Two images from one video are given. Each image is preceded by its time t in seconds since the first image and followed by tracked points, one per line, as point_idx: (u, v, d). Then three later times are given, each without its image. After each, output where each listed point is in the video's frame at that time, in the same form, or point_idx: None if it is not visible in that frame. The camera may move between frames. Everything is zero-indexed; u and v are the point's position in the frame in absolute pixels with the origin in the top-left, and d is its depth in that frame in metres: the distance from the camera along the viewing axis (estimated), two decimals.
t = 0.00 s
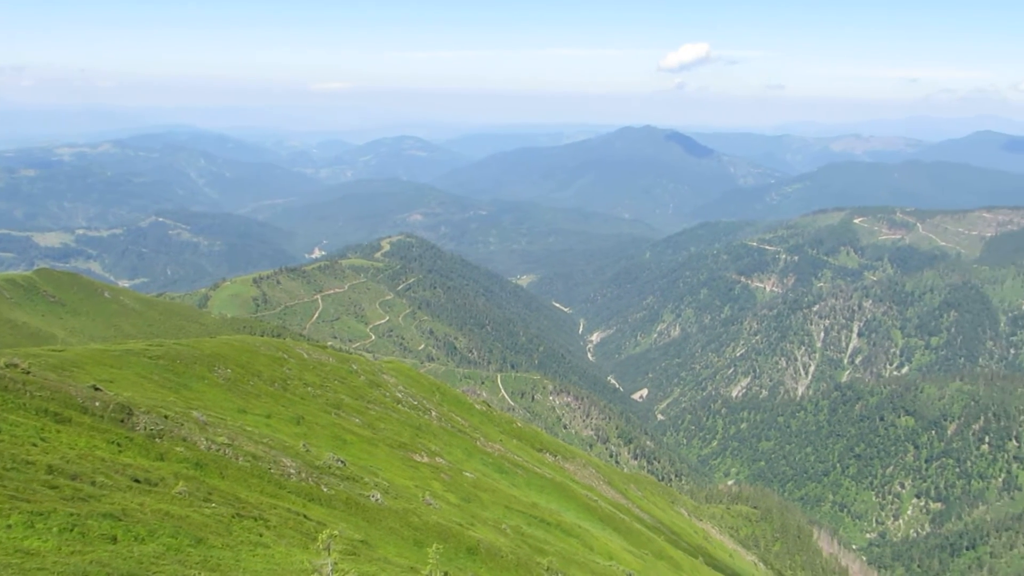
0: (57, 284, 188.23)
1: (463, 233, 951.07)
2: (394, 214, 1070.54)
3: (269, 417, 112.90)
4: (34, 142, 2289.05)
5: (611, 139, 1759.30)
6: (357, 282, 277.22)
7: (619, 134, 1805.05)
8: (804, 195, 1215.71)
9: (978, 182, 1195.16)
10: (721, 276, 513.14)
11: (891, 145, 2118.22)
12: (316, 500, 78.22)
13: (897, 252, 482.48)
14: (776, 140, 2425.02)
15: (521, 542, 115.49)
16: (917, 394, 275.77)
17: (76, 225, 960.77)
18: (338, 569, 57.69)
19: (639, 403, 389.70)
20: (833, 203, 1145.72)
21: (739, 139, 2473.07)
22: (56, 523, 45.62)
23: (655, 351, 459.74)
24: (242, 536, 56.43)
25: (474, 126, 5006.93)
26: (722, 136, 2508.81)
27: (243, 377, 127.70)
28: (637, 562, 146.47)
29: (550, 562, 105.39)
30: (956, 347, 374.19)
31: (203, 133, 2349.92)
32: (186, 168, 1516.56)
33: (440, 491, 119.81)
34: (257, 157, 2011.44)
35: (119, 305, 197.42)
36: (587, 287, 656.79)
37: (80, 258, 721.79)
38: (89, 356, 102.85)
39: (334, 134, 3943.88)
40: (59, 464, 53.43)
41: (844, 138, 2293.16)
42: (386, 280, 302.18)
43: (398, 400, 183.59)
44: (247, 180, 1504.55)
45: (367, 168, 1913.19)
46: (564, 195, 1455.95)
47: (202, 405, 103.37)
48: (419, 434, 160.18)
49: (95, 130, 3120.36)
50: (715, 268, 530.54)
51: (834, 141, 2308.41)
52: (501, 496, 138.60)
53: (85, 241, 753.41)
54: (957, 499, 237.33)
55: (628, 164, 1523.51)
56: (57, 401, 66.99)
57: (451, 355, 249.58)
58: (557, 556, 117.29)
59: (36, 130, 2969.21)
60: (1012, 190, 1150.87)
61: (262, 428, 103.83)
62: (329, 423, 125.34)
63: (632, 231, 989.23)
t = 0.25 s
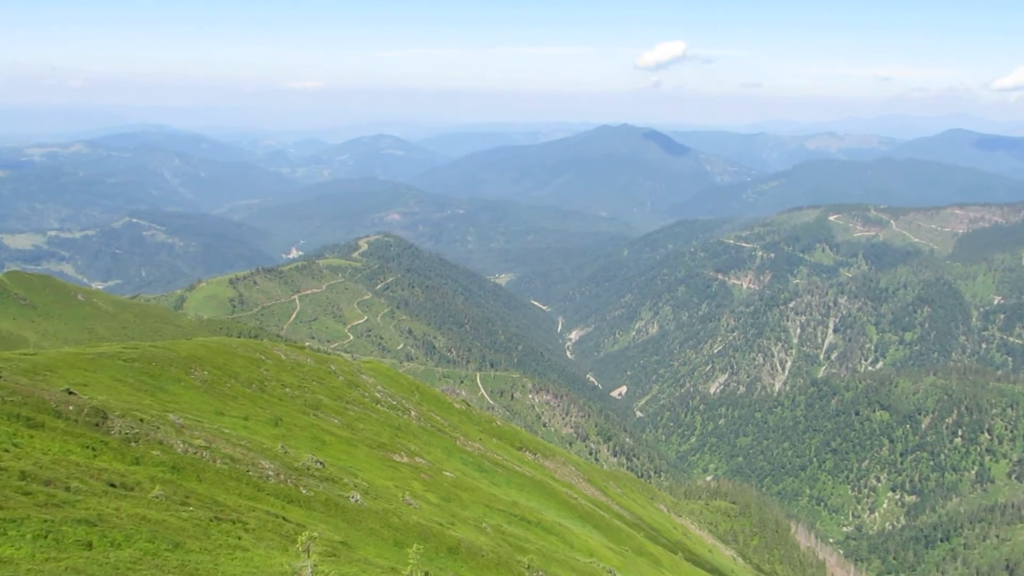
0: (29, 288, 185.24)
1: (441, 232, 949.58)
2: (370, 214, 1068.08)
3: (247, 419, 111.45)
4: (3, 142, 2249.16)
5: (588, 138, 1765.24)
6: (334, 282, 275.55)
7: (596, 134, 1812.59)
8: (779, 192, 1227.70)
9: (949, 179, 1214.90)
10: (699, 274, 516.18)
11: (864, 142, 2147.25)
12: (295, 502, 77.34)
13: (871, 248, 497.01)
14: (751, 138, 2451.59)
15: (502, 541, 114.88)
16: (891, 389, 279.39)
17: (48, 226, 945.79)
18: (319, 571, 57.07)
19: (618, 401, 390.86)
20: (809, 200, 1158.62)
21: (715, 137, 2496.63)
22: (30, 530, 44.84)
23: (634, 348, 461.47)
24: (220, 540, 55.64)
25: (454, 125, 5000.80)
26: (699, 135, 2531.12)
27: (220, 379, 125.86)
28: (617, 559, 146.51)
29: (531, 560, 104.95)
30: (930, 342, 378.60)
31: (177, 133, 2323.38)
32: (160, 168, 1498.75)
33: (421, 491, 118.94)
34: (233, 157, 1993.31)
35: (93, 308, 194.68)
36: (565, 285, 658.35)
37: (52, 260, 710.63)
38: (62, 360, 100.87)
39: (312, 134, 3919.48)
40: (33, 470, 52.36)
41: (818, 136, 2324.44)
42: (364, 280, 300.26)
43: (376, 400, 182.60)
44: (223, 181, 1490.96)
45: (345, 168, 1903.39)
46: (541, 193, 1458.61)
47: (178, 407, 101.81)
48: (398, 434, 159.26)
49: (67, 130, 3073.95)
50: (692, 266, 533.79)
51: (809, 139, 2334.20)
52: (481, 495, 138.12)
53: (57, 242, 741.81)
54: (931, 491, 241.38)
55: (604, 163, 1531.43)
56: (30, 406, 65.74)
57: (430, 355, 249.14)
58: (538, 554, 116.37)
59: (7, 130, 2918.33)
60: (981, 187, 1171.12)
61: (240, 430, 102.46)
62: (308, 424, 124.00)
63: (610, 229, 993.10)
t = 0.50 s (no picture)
0: None
1: (415, 231, 947.75)
2: (343, 213, 1065.73)
3: (222, 421, 109.87)
4: None
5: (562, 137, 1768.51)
6: (308, 281, 273.31)
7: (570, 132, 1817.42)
8: (751, 188, 1240.85)
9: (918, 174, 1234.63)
10: (673, 270, 519.31)
11: (836, 140, 2174.81)
12: (271, 504, 76.47)
13: (842, 244, 506.30)
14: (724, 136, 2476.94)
15: (480, 539, 114.13)
16: (863, 383, 282.74)
17: (16, 227, 928.29)
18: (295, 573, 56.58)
19: (594, 398, 392.51)
20: (780, 196, 1171.47)
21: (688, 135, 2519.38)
22: None
23: (609, 345, 463.53)
24: (195, 542, 55.04)
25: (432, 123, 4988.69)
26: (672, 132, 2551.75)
27: (193, 380, 123.75)
28: (595, 555, 146.59)
29: (508, 558, 104.56)
30: (900, 336, 384.51)
31: (146, 131, 2291.85)
32: (130, 167, 1477.25)
33: (397, 490, 117.97)
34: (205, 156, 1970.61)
35: (63, 310, 191.09)
36: (540, 283, 658.98)
37: (19, 262, 697.35)
38: (30, 363, 98.68)
39: (287, 131, 3886.89)
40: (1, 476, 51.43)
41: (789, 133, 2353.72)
42: (339, 279, 297.76)
43: (352, 400, 181.26)
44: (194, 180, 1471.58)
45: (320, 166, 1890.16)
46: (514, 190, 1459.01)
47: (151, 410, 100.08)
48: (375, 434, 158.23)
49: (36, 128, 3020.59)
50: (666, 263, 536.05)
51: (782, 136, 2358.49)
52: (458, 494, 137.55)
53: (24, 243, 728.22)
54: (902, 484, 245.03)
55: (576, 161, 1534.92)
56: None
57: (405, 353, 248.37)
58: (515, 552, 114.66)
59: None
60: (949, 182, 1191.03)
61: (214, 432, 101.02)
62: (284, 424, 122.55)
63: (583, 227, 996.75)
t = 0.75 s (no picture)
0: None
1: (391, 230, 945.17)
2: (317, 212, 1066.76)
3: (196, 422, 108.39)
4: None
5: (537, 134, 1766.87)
6: (284, 280, 271.51)
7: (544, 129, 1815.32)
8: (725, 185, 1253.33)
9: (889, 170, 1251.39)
10: (649, 266, 521.48)
11: (809, 136, 2198.62)
12: (247, 505, 75.66)
13: (814, 240, 511.82)
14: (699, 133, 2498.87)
15: (458, 537, 113.65)
16: (837, 377, 285.75)
17: None
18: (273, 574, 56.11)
19: (572, 395, 394.78)
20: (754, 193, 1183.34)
21: (663, 132, 2537.98)
22: None
23: (586, 342, 466.25)
24: (170, 546, 54.42)
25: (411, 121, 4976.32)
26: (648, 130, 2568.02)
27: (167, 381, 121.92)
28: (573, 551, 146.51)
29: (486, 556, 104.11)
30: (873, 331, 389.05)
31: (116, 130, 2263.00)
32: (100, 167, 1456.85)
33: (375, 490, 117.12)
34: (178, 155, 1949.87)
35: (32, 312, 187.54)
36: (517, 281, 659.32)
37: None
38: None
39: (264, 130, 3857.70)
40: None
41: (763, 130, 2376.87)
42: (315, 279, 295.48)
43: (329, 399, 179.99)
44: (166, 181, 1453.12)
45: (295, 165, 1878.43)
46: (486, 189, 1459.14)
47: (124, 412, 98.43)
48: (352, 433, 157.18)
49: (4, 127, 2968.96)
50: (643, 259, 538.02)
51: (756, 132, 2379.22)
52: (437, 492, 137.03)
53: None
54: (876, 476, 248.35)
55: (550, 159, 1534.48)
56: None
57: (382, 353, 247.31)
58: (494, 549, 113.87)
59: None
60: (920, 177, 1206.37)
61: (189, 433, 99.61)
62: (261, 425, 121.33)
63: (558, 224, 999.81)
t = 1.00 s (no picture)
0: None
1: (365, 229, 942.14)
2: (289, 211, 1061.20)
3: (169, 424, 106.85)
4: None
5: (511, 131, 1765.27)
6: (257, 281, 269.93)
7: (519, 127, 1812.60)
8: (699, 183, 1267.10)
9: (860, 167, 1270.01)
10: (624, 264, 524.96)
11: (781, 132, 2218.91)
12: (222, 507, 74.81)
13: (787, 237, 514.11)
14: (675, 132, 2520.25)
15: (435, 537, 112.94)
16: (809, 372, 289.63)
17: None
18: None
19: (547, 393, 396.39)
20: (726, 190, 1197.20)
21: (638, 131, 2555.78)
22: None
23: (562, 340, 468.89)
24: (143, 549, 53.73)
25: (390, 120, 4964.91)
26: (624, 128, 2584.83)
27: (139, 383, 119.93)
28: (551, 549, 146.32)
29: (463, 554, 103.57)
30: (845, 326, 391.70)
31: (85, 129, 2231.20)
32: (69, 166, 1435.69)
33: (351, 491, 116.03)
34: (149, 155, 1927.04)
35: None
36: (492, 279, 659.59)
37: None
38: None
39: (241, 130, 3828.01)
40: None
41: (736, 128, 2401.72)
42: (288, 279, 293.80)
43: (304, 400, 178.49)
44: (138, 181, 1433.75)
45: (268, 164, 1865.96)
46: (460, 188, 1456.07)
47: (95, 415, 96.72)
48: (327, 434, 155.75)
49: None
50: (618, 257, 543.79)
51: (730, 130, 2399.77)
52: (414, 491, 136.07)
53: None
54: (849, 470, 251.71)
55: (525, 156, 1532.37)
56: None
57: (357, 352, 246.22)
58: (471, 548, 113.41)
59: None
60: (890, 174, 1223.99)
61: (162, 435, 98.21)
62: (235, 426, 119.83)
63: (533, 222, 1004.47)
